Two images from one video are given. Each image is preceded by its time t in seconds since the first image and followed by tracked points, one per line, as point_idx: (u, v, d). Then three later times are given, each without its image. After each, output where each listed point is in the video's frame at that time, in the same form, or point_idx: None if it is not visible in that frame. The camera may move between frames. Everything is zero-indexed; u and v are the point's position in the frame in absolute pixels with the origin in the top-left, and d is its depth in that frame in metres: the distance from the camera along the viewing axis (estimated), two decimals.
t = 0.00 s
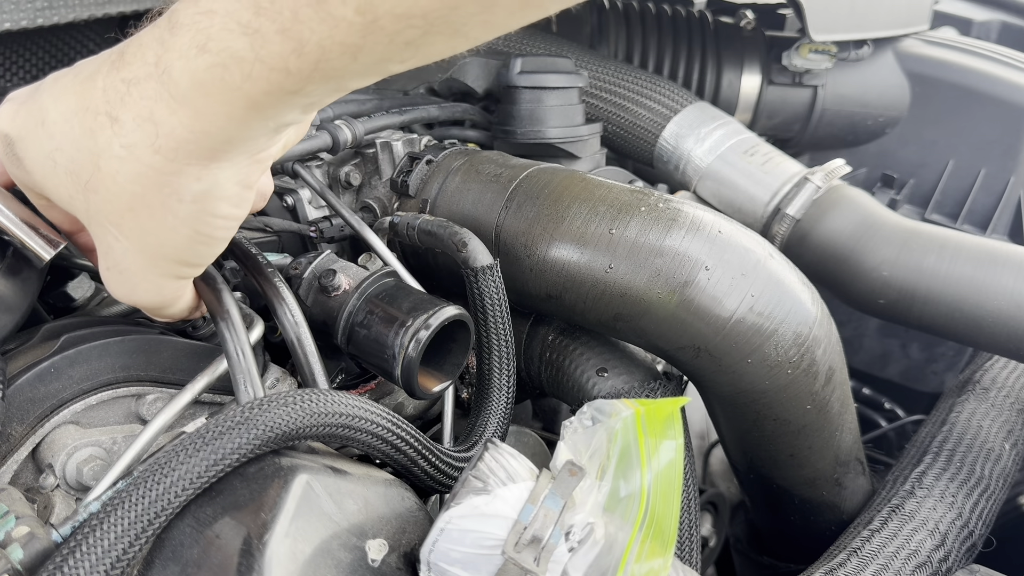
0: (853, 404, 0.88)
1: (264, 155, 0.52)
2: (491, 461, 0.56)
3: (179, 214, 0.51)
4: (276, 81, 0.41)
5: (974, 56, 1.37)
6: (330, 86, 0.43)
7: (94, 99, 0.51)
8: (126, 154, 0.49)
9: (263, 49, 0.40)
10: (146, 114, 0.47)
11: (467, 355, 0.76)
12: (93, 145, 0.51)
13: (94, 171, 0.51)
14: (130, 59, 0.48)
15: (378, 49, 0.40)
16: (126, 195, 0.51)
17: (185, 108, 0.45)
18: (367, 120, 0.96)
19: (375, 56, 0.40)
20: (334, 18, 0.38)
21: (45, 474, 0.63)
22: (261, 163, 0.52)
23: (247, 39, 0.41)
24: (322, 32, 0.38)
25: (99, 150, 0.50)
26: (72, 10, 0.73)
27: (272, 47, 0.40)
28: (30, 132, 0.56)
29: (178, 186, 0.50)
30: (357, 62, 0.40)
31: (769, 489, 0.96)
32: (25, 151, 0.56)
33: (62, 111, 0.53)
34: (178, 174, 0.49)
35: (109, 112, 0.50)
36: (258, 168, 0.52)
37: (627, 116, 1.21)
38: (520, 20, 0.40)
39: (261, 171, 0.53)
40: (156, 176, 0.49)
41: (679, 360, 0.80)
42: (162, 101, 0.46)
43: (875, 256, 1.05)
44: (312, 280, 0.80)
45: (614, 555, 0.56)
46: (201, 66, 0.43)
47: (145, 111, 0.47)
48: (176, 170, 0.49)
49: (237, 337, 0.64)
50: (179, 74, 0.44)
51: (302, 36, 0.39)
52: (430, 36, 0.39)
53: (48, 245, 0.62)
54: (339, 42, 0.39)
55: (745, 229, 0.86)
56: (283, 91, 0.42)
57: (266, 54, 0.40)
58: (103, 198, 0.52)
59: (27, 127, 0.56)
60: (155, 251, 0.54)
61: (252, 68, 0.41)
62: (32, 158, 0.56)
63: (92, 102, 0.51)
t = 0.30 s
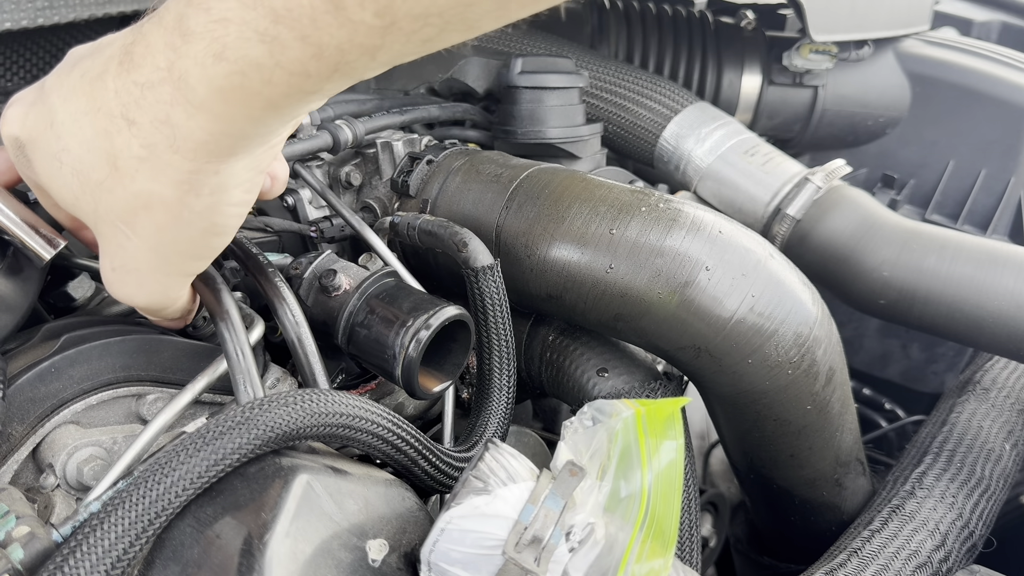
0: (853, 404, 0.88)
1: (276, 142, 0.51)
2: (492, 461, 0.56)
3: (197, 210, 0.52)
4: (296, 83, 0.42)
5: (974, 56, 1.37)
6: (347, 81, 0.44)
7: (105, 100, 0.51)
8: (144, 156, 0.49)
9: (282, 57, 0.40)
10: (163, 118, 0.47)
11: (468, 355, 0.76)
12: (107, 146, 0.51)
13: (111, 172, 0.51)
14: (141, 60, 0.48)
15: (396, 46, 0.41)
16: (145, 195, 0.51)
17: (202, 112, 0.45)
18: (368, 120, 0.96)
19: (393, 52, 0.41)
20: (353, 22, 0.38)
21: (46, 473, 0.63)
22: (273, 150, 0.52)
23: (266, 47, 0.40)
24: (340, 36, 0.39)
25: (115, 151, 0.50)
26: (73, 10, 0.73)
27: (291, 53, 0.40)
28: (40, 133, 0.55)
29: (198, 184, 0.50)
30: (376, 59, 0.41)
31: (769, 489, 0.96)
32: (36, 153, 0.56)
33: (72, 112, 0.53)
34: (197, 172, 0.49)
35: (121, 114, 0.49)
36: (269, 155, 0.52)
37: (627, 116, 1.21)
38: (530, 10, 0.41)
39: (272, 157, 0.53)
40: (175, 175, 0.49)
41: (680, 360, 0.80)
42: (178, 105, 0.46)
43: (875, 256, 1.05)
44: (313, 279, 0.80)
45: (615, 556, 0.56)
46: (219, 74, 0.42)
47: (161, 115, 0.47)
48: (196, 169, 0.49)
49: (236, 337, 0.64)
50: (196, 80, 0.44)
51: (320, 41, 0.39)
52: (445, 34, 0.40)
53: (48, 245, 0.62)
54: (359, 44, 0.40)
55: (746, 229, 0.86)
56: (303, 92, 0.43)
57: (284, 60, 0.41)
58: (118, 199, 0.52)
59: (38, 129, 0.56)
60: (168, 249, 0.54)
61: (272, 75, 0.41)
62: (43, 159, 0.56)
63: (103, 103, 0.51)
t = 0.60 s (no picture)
0: (853, 404, 0.88)
1: (265, 158, 0.51)
2: (492, 461, 0.56)
3: (180, 216, 0.51)
4: (279, 84, 0.41)
5: (974, 56, 1.37)
6: (333, 90, 0.43)
7: (97, 99, 0.51)
8: (127, 156, 0.49)
9: (265, 53, 0.40)
10: (148, 116, 0.47)
11: (468, 355, 0.76)
12: (95, 145, 0.51)
13: (96, 172, 0.51)
14: (134, 61, 0.49)
15: (380, 54, 0.40)
16: (127, 195, 0.51)
17: (186, 110, 0.45)
18: (368, 120, 0.96)
19: (377, 61, 0.40)
20: (337, 22, 0.38)
21: (46, 473, 0.63)
22: (264, 168, 0.52)
23: (250, 42, 0.41)
24: (325, 37, 0.39)
25: (101, 151, 0.50)
26: (73, 10, 0.73)
27: (274, 51, 0.40)
28: (32, 131, 0.56)
29: (179, 189, 0.50)
30: (360, 67, 0.41)
31: (769, 489, 0.96)
32: (27, 149, 0.56)
33: (65, 110, 0.54)
34: (178, 177, 0.49)
35: (111, 112, 0.50)
36: (259, 171, 0.52)
37: (627, 116, 1.21)
38: (523, 26, 0.40)
39: (262, 174, 0.53)
40: (157, 179, 0.49)
41: (680, 360, 0.80)
42: (164, 103, 0.46)
43: (875, 256, 1.05)
44: (313, 280, 0.80)
45: (615, 555, 0.56)
46: (205, 69, 0.43)
47: (147, 113, 0.47)
48: (177, 172, 0.49)
49: (237, 337, 0.64)
50: (183, 76, 0.44)
51: (305, 41, 0.39)
52: (431, 42, 0.39)
53: (47, 244, 0.62)
54: (342, 46, 0.39)
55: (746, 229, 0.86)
56: (286, 95, 0.42)
57: (269, 58, 0.40)
58: (103, 200, 0.52)
59: (30, 126, 0.56)
60: (155, 254, 0.54)
61: (254, 72, 0.41)
62: (33, 156, 0.56)
63: (95, 102, 0.51)
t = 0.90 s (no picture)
0: (853, 404, 0.88)
1: (271, 145, 0.51)
2: (492, 461, 0.56)
3: (189, 209, 0.52)
4: (293, 83, 0.42)
5: (974, 56, 1.37)
6: (346, 84, 0.43)
7: (104, 95, 0.51)
8: (138, 152, 0.49)
9: (278, 53, 0.40)
10: (158, 113, 0.47)
11: (468, 355, 0.76)
12: (103, 142, 0.51)
13: (106, 168, 0.51)
14: (140, 57, 0.48)
15: (394, 50, 0.40)
16: (138, 191, 0.51)
17: (197, 109, 0.45)
18: (368, 120, 0.96)
19: (391, 57, 0.41)
20: (351, 23, 0.38)
21: (46, 473, 0.63)
22: (271, 155, 0.53)
23: (263, 44, 0.40)
24: (339, 36, 0.39)
25: (110, 147, 0.50)
26: (73, 10, 0.73)
27: (288, 52, 0.40)
28: (37, 126, 0.55)
29: (190, 182, 0.50)
30: (374, 62, 0.41)
31: (769, 489, 0.96)
32: (32, 147, 0.56)
33: (69, 107, 0.53)
34: (191, 171, 0.49)
35: (119, 109, 0.49)
36: (264, 159, 0.52)
37: (627, 116, 1.21)
38: (532, 20, 0.40)
39: (269, 160, 0.53)
40: (168, 174, 0.49)
41: (680, 360, 0.80)
42: (175, 101, 0.46)
43: (875, 256, 1.05)
44: (313, 280, 0.80)
45: (615, 555, 0.56)
46: (217, 71, 0.43)
47: (158, 110, 0.47)
48: (189, 166, 0.49)
49: (236, 337, 0.64)
50: (193, 76, 0.44)
51: (318, 40, 0.39)
52: (444, 38, 0.39)
53: (48, 244, 0.62)
54: (356, 45, 0.39)
55: (746, 229, 0.86)
56: (299, 91, 0.43)
57: (283, 58, 0.40)
58: (113, 195, 0.52)
59: (36, 123, 0.55)
60: (162, 247, 0.54)
61: (268, 71, 0.41)
62: (38, 153, 0.55)
63: (101, 98, 0.51)
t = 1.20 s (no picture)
0: (853, 404, 0.88)
1: (258, 156, 0.51)
2: (492, 461, 0.56)
3: (169, 211, 0.51)
4: (271, 80, 0.42)
5: (975, 56, 1.37)
6: (324, 87, 0.43)
7: (91, 94, 0.51)
8: (117, 150, 0.49)
9: (254, 46, 0.41)
10: (138, 109, 0.47)
11: (468, 355, 0.76)
12: (86, 140, 0.51)
13: (88, 166, 0.51)
14: (128, 56, 0.49)
15: (371, 51, 0.40)
16: (117, 190, 0.51)
17: (175, 103, 0.45)
18: (368, 120, 0.96)
19: (369, 57, 0.40)
20: (328, 17, 0.38)
21: (46, 473, 0.63)
22: (255, 166, 0.52)
23: (241, 36, 0.41)
24: (315, 31, 0.39)
25: (93, 144, 0.50)
26: (73, 10, 0.73)
27: (263, 44, 0.40)
28: (27, 126, 0.56)
29: (168, 183, 0.50)
30: (351, 63, 0.41)
31: (769, 489, 0.96)
32: (21, 146, 0.56)
33: (58, 107, 0.54)
34: (168, 172, 0.49)
35: (103, 107, 0.50)
36: (251, 169, 0.52)
37: (627, 116, 1.21)
38: (518, 26, 0.40)
39: (255, 172, 0.53)
40: (146, 173, 0.49)
41: (680, 360, 0.80)
42: (154, 96, 0.46)
43: (875, 256, 1.05)
44: (313, 280, 0.80)
45: (615, 556, 0.56)
46: (194, 62, 0.43)
47: (137, 107, 0.47)
48: (166, 167, 0.48)
49: (236, 337, 0.64)
50: (173, 69, 0.44)
51: (295, 34, 0.39)
52: (424, 40, 0.39)
53: (47, 243, 0.62)
54: (333, 42, 0.39)
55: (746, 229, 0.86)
56: (277, 90, 0.42)
57: (259, 52, 0.41)
58: (94, 194, 0.52)
59: (26, 122, 0.56)
60: (147, 249, 0.54)
61: (245, 66, 0.41)
62: (27, 152, 0.56)
63: (89, 97, 0.51)
